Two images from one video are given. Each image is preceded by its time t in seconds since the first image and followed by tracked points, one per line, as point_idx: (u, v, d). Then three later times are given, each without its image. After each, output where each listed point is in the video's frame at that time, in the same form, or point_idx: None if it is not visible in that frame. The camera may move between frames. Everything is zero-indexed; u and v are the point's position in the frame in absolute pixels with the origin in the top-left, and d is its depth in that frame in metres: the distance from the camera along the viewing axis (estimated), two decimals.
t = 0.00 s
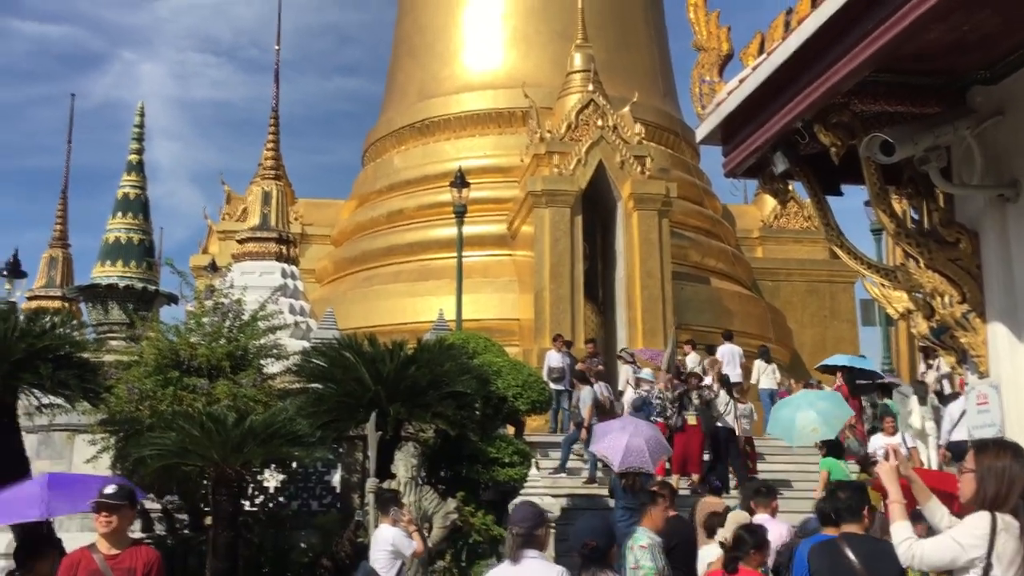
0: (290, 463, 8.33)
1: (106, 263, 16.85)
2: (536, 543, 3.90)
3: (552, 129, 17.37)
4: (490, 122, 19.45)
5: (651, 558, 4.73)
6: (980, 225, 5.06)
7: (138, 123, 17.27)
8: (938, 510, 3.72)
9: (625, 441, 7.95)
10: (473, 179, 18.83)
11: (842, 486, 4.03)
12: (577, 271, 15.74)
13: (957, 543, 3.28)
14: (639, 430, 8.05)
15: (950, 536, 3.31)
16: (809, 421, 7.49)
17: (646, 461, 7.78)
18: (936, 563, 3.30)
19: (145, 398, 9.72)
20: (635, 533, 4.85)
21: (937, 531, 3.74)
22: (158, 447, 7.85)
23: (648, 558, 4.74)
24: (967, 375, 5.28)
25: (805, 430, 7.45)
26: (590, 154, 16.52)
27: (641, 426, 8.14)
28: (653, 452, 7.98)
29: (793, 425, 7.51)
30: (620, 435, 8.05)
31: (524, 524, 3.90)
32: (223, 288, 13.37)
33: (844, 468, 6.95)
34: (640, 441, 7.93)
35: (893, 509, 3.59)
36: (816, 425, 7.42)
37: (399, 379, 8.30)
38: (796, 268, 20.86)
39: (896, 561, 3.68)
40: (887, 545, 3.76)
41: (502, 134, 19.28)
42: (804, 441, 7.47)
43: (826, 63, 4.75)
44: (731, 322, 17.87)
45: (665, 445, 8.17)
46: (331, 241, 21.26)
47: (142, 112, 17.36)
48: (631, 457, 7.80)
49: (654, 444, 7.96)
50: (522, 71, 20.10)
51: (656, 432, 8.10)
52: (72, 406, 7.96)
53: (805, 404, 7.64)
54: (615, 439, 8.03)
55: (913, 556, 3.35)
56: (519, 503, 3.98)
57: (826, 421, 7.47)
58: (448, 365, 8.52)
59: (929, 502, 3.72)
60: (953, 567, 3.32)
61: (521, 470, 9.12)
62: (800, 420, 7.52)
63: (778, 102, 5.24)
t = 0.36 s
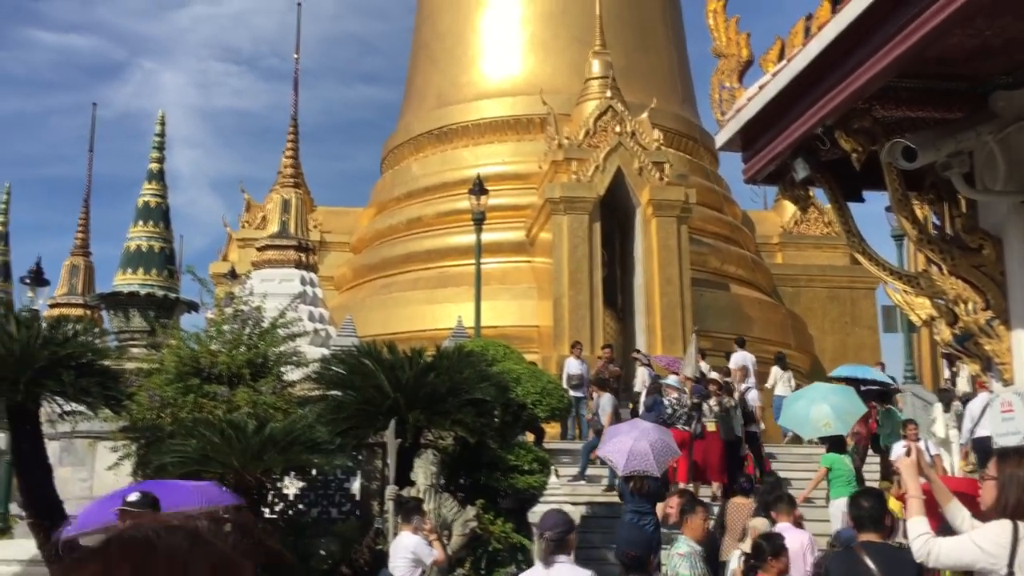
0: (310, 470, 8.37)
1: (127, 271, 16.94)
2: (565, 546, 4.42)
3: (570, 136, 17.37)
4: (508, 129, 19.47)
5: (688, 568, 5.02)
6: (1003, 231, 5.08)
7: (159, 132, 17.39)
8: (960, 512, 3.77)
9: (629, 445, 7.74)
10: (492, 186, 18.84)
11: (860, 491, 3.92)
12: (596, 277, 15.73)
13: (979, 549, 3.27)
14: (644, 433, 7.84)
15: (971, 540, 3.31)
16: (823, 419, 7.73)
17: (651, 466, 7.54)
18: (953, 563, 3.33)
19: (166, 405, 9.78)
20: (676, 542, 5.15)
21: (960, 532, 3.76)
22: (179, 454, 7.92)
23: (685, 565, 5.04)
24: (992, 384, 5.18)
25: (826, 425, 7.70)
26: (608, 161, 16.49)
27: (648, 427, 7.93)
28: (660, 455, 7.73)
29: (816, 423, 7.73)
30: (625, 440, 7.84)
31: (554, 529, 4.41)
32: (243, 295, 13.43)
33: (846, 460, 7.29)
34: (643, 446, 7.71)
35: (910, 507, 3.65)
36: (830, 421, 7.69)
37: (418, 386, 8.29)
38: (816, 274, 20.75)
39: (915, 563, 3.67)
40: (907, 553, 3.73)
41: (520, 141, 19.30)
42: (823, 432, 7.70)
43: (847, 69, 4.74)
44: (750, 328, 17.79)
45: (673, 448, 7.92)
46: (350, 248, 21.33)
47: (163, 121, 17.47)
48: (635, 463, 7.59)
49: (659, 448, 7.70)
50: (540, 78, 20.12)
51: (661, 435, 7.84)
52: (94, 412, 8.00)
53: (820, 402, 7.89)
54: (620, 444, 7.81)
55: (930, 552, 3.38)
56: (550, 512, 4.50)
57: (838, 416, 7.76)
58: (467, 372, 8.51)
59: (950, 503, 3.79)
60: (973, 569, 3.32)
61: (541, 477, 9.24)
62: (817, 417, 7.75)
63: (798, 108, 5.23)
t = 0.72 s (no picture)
0: (329, 478, 8.41)
1: (148, 280, 17.02)
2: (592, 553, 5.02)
3: (587, 144, 17.38)
4: (525, 137, 19.50)
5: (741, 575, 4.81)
6: None
7: (179, 142, 17.51)
8: (983, 517, 3.79)
9: (638, 442, 7.68)
10: (509, 195, 18.86)
11: (891, 504, 3.95)
12: (614, 285, 15.71)
13: (999, 556, 3.42)
14: (656, 431, 7.75)
15: (993, 548, 3.45)
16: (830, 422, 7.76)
17: (657, 463, 7.41)
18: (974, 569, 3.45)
19: (186, 414, 9.83)
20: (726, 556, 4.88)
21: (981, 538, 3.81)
22: (199, 462, 7.99)
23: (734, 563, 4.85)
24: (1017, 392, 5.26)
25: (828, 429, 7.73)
26: (625, 169, 16.48)
27: (661, 427, 7.83)
28: (670, 452, 7.60)
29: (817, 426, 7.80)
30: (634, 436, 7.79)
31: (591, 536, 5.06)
32: (262, 304, 13.50)
33: (855, 466, 7.01)
34: (653, 443, 7.62)
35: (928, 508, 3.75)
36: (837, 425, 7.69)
37: (436, 395, 8.28)
38: (835, 281, 20.64)
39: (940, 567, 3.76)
40: (930, 559, 3.68)
41: (537, 149, 19.32)
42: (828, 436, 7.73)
43: (866, 76, 4.74)
44: (769, 336, 17.72)
45: (685, 448, 7.79)
46: (368, 257, 21.41)
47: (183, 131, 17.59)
48: (642, 459, 7.49)
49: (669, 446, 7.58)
50: (557, 87, 20.14)
51: (673, 433, 7.73)
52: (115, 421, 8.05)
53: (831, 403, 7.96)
54: (630, 441, 7.76)
55: (949, 555, 3.51)
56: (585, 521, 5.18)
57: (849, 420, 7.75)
58: (485, 381, 8.50)
59: (973, 508, 3.82)
60: None
61: (559, 486, 9.08)
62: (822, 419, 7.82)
63: (817, 115, 5.22)
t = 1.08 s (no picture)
0: (342, 487, 8.42)
1: (161, 290, 17.08)
2: (623, 560, 5.39)
3: (598, 153, 17.38)
4: (537, 146, 19.52)
5: None
6: None
7: (192, 152, 17.59)
8: (998, 526, 3.77)
9: (649, 446, 7.76)
10: (520, 203, 18.86)
11: (907, 513, 3.91)
12: (626, 293, 15.69)
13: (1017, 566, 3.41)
14: (668, 436, 7.81)
15: (1009, 558, 3.45)
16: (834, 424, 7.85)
17: (670, 463, 7.51)
18: None
19: (199, 423, 9.84)
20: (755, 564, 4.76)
21: (997, 547, 3.78)
22: (212, 471, 8.02)
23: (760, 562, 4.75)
24: None
25: (829, 429, 7.83)
26: (636, 177, 16.47)
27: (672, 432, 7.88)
28: (682, 455, 7.66)
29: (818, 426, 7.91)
30: (647, 443, 7.84)
31: (615, 544, 5.38)
32: (274, 313, 13.54)
33: (860, 465, 7.27)
34: (664, 448, 7.68)
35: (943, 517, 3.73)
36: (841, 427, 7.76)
37: (449, 404, 8.28)
38: (849, 289, 20.57)
39: None
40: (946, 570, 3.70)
41: (548, 158, 19.34)
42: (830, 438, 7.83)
43: (879, 84, 4.74)
44: (782, 345, 17.64)
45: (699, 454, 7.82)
46: (380, 266, 21.43)
47: (196, 141, 17.67)
48: (653, 461, 7.59)
49: (681, 449, 7.62)
50: (568, 95, 20.16)
51: (684, 438, 7.78)
52: (128, 430, 8.07)
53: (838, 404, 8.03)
54: (643, 446, 7.83)
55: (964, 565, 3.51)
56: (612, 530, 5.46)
57: (855, 423, 7.81)
58: (497, 391, 8.49)
59: (988, 517, 3.80)
60: None
61: (572, 495, 9.10)
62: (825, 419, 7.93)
63: (829, 124, 5.22)
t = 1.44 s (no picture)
0: (349, 498, 8.42)
1: (169, 300, 17.12)
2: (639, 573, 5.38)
3: (605, 163, 17.42)
4: (543, 155, 19.55)
5: None
6: None
7: (200, 163, 17.66)
8: (1008, 537, 3.75)
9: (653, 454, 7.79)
10: (527, 213, 18.88)
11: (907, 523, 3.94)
12: (633, 303, 15.68)
13: None
14: (674, 444, 7.82)
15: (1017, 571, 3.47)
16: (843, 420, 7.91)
17: (677, 471, 7.53)
18: None
19: (207, 433, 9.83)
20: None
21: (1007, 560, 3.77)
22: (219, 482, 8.04)
23: None
24: None
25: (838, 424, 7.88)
26: (643, 187, 16.46)
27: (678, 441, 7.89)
28: (689, 463, 7.68)
29: (823, 423, 7.98)
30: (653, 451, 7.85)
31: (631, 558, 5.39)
32: (281, 323, 13.56)
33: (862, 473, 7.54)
34: (671, 456, 7.69)
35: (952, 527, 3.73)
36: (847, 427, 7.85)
37: (456, 415, 8.23)
38: (856, 299, 20.53)
39: None
40: None
41: (555, 168, 19.36)
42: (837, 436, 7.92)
43: (886, 94, 4.74)
44: (790, 355, 17.60)
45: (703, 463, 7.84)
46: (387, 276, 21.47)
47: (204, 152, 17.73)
48: (660, 468, 7.59)
49: (687, 457, 7.64)
50: (575, 106, 20.18)
51: (690, 448, 7.79)
52: (136, 440, 8.08)
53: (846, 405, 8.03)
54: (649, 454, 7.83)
55: None
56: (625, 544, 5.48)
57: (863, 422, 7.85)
58: (504, 400, 8.46)
59: (998, 529, 3.78)
60: None
61: (580, 505, 9.05)
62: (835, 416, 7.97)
63: (836, 135, 5.22)
